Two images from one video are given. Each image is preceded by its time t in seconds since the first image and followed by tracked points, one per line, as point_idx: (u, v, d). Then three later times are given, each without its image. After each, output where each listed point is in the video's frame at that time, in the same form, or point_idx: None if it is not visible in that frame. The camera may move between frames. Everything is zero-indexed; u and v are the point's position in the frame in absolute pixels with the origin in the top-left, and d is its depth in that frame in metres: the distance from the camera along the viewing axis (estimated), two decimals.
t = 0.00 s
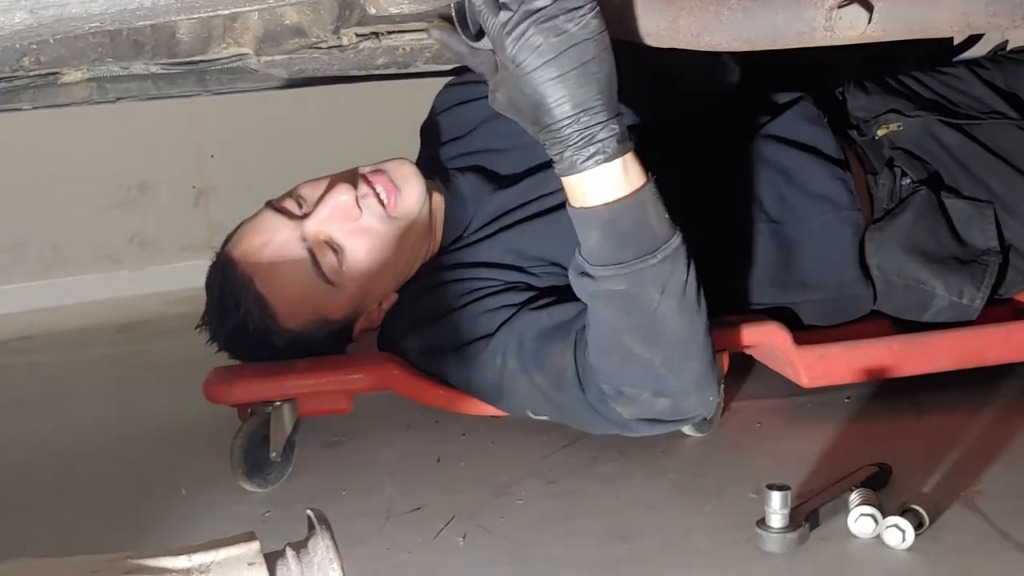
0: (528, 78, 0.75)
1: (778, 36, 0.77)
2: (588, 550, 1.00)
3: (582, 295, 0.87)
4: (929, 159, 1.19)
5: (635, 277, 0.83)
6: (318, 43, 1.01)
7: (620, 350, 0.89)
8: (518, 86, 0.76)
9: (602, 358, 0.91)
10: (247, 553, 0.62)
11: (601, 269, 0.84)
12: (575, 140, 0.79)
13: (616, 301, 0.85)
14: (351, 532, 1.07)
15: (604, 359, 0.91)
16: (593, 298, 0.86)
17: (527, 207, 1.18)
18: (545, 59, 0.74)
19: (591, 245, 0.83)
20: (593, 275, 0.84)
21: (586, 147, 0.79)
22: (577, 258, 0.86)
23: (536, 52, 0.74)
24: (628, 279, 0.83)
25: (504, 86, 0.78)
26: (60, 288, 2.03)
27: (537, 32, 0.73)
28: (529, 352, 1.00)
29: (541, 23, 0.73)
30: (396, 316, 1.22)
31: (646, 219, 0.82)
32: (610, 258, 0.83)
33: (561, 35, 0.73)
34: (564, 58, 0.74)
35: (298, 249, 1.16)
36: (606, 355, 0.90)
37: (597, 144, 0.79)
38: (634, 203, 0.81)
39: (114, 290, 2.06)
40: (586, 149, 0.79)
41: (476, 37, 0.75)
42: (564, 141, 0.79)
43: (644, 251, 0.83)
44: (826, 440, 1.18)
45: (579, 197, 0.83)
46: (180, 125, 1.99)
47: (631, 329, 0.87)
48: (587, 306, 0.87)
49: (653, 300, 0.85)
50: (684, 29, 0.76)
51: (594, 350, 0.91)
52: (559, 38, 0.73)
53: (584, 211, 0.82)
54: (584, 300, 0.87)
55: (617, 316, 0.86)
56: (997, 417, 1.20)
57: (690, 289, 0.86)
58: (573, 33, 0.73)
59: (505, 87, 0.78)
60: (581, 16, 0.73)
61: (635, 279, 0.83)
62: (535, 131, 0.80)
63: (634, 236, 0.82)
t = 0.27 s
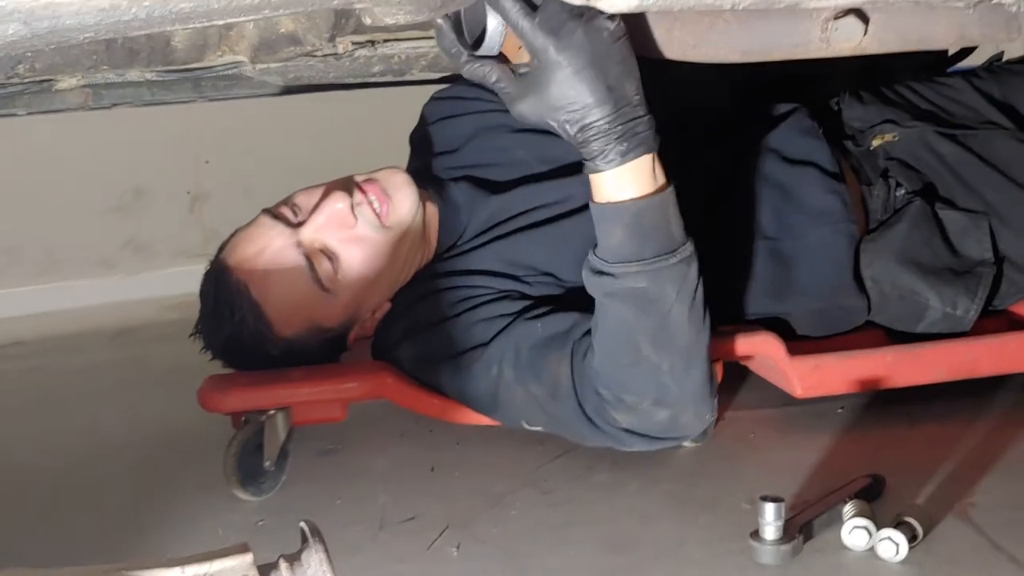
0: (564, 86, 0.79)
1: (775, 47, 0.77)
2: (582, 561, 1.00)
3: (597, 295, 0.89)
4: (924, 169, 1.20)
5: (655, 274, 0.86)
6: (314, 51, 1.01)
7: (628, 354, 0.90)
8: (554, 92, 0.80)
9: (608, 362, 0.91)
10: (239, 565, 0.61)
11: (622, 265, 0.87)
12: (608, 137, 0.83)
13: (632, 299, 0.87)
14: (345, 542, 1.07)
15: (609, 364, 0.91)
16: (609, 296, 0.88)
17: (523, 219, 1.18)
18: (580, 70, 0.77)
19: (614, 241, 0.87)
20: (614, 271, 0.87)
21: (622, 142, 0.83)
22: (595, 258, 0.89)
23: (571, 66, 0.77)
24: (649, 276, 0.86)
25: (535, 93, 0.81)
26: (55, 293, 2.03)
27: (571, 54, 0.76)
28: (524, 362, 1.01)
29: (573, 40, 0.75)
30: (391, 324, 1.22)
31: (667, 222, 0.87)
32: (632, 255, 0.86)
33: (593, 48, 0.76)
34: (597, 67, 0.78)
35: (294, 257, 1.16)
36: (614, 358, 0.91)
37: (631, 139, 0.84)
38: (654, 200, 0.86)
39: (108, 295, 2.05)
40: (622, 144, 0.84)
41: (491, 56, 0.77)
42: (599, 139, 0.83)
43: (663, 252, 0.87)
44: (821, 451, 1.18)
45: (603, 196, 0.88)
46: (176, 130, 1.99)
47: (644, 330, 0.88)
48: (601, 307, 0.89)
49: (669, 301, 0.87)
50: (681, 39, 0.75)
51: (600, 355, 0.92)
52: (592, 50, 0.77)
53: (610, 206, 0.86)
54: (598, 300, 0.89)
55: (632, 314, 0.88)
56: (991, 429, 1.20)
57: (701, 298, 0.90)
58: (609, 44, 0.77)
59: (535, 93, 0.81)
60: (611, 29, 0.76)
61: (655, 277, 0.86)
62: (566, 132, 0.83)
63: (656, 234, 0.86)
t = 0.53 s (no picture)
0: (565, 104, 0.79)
1: (771, 66, 0.77)
2: None
3: (591, 310, 0.89)
4: (917, 185, 1.20)
5: (649, 289, 0.86)
6: (309, 63, 1.00)
7: (622, 368, 0.89)
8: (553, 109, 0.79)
9: (601, 377, 0.91)
10: None
11: (617, 279, 0.86)
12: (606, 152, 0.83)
13: (627, 314, 0.87)
14: (336, 557, 1.06)
15: (603, 379, 0.91)
16: (603, 311, 0.88)
17: (517, 231, 1.18)
18: (578, 87, 0.77)
19: (609, 255, 0.87)
20: (608, 285, 0.87)
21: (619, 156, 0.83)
22: (590, 273, 0.89)
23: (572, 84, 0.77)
24: (644, 290, 0.86)
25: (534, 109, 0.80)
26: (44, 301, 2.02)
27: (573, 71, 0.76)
28: (517, 375, 1.00)
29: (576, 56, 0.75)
30: (382, 337, 1.21)
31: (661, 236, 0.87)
32: (626, 270, 0.86)
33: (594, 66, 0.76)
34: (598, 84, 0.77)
35: (286, 268, 1.15)
36: (607, 373, 0.90)
37: (628, 154, 0.84)
38: (651, 215, 0.86)
39: (99, 304, 2.04)
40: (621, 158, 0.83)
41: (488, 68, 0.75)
42: (597, 154, 0.83)
43: (658, 267, 0.87)
44: (813, 467, 1.18)
45: (598, 210, 0.87)
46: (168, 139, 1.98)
47: (638, 345, 0.88)
48: (594, 321, 0.89)
49: (663, 317, 0.87)
50: (673, 56, 0.75)
51: (593, 369, 0.91)
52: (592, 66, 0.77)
53: (606, 220, 0.86)
54: (591, 314, 0.89)
55: (627, 329, 0.87)
56: (983, 445, 1.20)
57: (695, 313, 0.89)
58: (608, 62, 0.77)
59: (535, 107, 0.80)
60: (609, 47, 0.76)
61: (650, 292, 0.86)
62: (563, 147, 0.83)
63: (650, 250, 0.86)
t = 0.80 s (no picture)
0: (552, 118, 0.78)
1: (763, 81, 0.78)
2: None
3: (579, 328, 0.89)
4: (908, 201, 1.20)
5: (636, 309, 0.86)
6: (303, 77, 1.00)
7: (607, 387, 0.89)
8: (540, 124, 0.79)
9: (587, 395, 0.91)
10: None
11: (604, 299, 0.86)
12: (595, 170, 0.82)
13: (613, 334, 0.87)
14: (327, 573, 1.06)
15: (589, 397, 0.91)
16: (590, 329, 0.88)
17: (510, 244, 1.18)
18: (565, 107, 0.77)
19: (596, 274, 0.86)
20: (596, 304, 0.87)
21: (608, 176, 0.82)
22: (579, 290, 0.89)
23: (558, 100, 0.76)
24: (630, 311, 0.86)
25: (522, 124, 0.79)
26: (33, 311, 2.01)
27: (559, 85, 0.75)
28: (504, 394, 1.00)
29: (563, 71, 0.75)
30: (372, 352, 1.21)
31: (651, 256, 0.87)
32: (613, 289, 0.86)
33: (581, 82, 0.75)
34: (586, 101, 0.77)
35: (278, 282, 1.15)
36: (593, 391, 0.90)
37: (618, 173, 0.83)
38: (641, 234, 0.86)
39: (88, 314, 2.03)
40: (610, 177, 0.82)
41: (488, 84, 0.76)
42: (585, 171, 0.82)
43: (646, 287, 0.86)
44: (804, 483, 1.18)
45: (588, 228, 0.87)
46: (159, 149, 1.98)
47: (623, 365, 0.88)
48: (581, 339, 0.89)
49: (648, 337, 0.87)
50: (667, 75, 0.76)
51: (579, 387, 0.91)
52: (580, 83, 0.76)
53: (594, 239, 0.85)
54: (579, 332, 0.89)
55: (612, 348, 0.87)
56: (973, 462, 1.21)
57: (682, 335, 0.89)
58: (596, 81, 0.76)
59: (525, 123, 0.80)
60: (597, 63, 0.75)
61: (636, 312, 0.86)
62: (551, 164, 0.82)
63: (638, 270, 0.86)
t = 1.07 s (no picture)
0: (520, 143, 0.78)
1: (750, 99, 0.78)
2: None
3: (552, 354, 0.88)
4: (895, 216, 1.21)
5: (604, 339, 0.84)
6: (292, 89, 1.00)
7: (581, 413, 0.88)
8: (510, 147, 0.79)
9: (564, 419, 0.90)
10: None
11: (574, 329, 0.85)
12: (561, 198, 0.81)
13: (584, 363, 0.85)
14: None
15: (566, 421, 0.90)
16: (561, 358, 0.86)
17: (497, 258, 1.18)
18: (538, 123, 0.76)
19: (566, 303, 0.85)
20: (566, 333, 0.85)
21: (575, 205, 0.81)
22: (552, 316, 0.87)
23: (527, 123, 0.76)
24: (599, 341, 0.84)
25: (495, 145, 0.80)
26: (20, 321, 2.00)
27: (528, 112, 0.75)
28: (489, 410, 1.00)
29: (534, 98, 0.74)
30: (359, 368, 1.21)
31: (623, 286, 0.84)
32: (582, 319, 0.84)
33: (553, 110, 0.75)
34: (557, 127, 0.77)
35: (266, 293, 1.15)
36: (568, 416, 0.89)
37: (579, 206, 0.81)
38: (611, 264, 0.83)
39: (75, 324, 2.03)
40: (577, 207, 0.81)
41: (475, 102, 0.76)
42: (551, 198, 0.81)
43: (617, 316, 0.84)
44: (791, 497, 1.18)
45: (558, 257, 0.85)
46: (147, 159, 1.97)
47: (594, 393, 0.86)
48: (555, 366, 0.87)
49: (619, 367, 0.85)
50: (656, 91, 0.76)
51: (556, 411, 0.90)
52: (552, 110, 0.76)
53: (562, 268, 0.84)
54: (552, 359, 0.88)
55: (583, 377, 0.86)
56: (958, 476, 1.21)
57: (658, 360, 0.87)
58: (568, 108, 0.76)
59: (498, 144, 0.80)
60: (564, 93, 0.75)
61: (605, 342, 0.84)
62: (521, 186, 0.82)
63: (608, 299, 0.84)
